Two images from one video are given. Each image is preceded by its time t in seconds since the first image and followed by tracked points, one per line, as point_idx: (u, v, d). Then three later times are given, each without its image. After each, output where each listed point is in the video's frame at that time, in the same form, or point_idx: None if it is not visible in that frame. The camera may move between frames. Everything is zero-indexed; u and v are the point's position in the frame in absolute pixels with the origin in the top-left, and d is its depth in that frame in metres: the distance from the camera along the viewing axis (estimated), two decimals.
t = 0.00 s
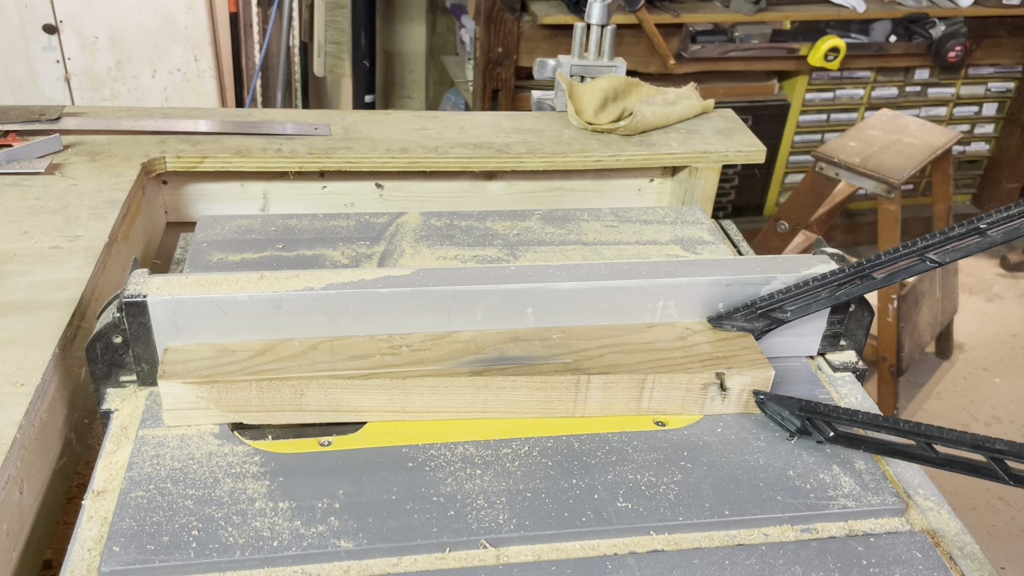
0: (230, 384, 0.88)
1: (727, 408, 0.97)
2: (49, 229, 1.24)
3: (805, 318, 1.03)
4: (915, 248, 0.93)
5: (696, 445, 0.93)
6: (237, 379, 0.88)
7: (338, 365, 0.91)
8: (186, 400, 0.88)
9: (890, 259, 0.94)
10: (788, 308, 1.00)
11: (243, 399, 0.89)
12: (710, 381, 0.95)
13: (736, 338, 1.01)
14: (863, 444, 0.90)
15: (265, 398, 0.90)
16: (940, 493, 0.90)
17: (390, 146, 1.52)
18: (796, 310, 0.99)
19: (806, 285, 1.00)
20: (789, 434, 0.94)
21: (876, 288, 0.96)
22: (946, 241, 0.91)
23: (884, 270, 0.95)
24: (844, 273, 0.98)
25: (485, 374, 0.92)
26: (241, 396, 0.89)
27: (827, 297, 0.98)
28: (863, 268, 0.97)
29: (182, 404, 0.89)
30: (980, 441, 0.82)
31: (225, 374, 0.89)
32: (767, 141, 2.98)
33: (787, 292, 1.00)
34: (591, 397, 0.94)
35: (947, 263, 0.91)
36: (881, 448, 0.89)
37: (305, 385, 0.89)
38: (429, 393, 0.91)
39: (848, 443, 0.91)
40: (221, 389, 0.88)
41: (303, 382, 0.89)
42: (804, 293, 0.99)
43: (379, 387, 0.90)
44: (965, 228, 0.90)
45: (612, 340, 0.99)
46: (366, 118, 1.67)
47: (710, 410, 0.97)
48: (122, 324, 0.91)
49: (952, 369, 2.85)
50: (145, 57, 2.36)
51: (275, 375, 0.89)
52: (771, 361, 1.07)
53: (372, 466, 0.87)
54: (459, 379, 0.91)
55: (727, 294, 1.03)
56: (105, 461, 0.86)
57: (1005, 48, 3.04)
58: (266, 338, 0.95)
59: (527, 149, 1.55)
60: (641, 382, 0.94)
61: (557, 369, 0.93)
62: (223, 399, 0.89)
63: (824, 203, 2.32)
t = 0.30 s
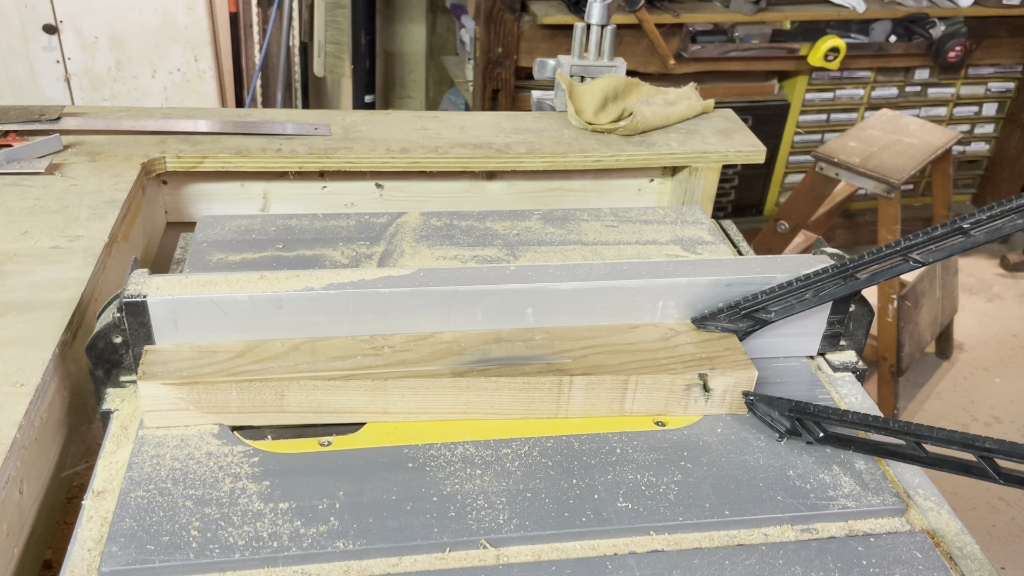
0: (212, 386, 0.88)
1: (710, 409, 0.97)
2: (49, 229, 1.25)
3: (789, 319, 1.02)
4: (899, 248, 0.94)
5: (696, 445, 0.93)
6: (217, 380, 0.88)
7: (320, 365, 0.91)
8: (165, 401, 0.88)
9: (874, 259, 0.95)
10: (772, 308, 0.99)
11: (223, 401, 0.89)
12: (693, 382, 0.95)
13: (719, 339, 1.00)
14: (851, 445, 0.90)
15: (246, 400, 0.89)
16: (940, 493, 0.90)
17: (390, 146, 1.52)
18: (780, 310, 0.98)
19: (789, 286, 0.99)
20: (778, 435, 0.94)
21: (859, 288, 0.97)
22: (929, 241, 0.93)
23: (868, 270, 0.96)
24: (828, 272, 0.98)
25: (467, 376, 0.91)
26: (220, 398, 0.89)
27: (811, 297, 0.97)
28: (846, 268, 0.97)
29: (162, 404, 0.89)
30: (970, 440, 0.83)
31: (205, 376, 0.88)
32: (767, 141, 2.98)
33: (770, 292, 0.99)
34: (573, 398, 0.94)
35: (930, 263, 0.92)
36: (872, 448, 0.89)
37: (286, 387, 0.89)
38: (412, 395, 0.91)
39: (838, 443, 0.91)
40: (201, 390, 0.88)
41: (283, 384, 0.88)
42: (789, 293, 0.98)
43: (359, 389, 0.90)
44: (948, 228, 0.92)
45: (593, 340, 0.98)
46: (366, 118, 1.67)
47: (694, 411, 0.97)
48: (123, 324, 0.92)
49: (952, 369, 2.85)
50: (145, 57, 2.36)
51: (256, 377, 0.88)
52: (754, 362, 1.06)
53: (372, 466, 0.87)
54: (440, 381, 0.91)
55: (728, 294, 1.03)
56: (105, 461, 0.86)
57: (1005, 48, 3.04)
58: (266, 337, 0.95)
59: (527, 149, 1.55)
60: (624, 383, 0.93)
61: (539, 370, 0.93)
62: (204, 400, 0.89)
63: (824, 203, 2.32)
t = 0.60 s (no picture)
0: (193, 386, 0.88)
1: (694, 410, 0.96)
2: (49, 229, 1.24)
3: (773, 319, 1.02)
4: (882, 248, 0.93)
5: (696, 445, 0.93)
6: (197, 381, 0.88)
7: (303, 366, 0.91)
8: (146, 402, 0.88)
9: (857, 260, 0.94)
10: (756, 309, 0.98)
11: (203, 402, 0.88)
12: (676, 383, 0.94)
13: (703, 339, 1.00)
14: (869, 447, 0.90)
15: (227, 401, 0.89)
16: (940, 493, 0.90)
17: (390, 146, 1.52)
18: (764, 310, 0.97)
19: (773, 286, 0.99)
20: (794, 436, 0.94)
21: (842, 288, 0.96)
22: (913, 241, 0.91)
23: (851, 270, 0.95)
24: (811, 273, 0.97)
25: (449, 376, 0.91)
26: (199, 399, 0.88)
27: (794, 297, 0.96)
28: (829, 268, 0.96)
29: (143, 407, 0.88)
30: (992, 444, 0.81)
31: (185, 377, 0.88)
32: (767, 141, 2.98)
33: (754, 293, 0.99)
34: (556, 399, 0.93)
35: (914, 263, 0.91)
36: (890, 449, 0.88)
37: (265, 388, 0.88)
38: (393, 395, 0.91)
39: (855, 445, 0.90)
40: (182, 391, 0.88)
41: (263, 385, 0.88)
42: (772, 294, 0.98)
43: (340, 390, 0.89)
44: (932, 228, 0.90)
45: (589, 340, 0.98)
46: (366, 118, 1.67)
47: (676, 412, 0.96)
48: (122, 323, 0.93)
49: (952, 369, 2.85)
50: (145, 57, 2.36)
51: (238, 377, 0.89)
52: (739, 361, 1.06)
53: (372, 466, 0.87)
54: (420, 381, 0.91)
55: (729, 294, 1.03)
56: (105, 461, 0.86)
57: (1005, 48, 3.04)
58: (266, 337, 0.95)
59: (527, 149, 1.55)
60: (606, 383, 0.93)
61: (522, 370, 0.93)
62: (185, 401, 0.89)
63: (824, 202, 2.32)
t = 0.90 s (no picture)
0: (172, 387, 0.87)
1: (677, 411, 0.96)
2: (49, 229, 1.25)
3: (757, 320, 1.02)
4: (865, 248, 0.96)
5: (695, 445, 0.93)
6: (179, 382, 0.88)
7: (284, 368, 0.90)
8: (126, 403, 0.87)
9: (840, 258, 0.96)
10: (739, 310, 0.98)
11: (184, 402, 0.88)
12: (658, 385, 0.94)
13: (687, 340, 0.99)
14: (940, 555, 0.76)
15: (207, 402, 0.89)
16: (941, 493, 0.90)
17: (390, 146, 1.52)
18: (748, 310, 0.97)
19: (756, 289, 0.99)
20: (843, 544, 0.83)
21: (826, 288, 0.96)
22: (896, 239, 0.94)
23: (834, 270, 0.96)
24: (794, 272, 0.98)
25: (430, 377, 0.91)
26: (182, 399, 0.88)
27: (778, 295, 0.97)
28: (812, 268, 0.97)
29: (121, 407, 0.88)
30: None
31: (167, 377, 0.88)
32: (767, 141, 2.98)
33: (737, 294, 0.99)
34: (539, 400, 0.93)
35: (897, 260, 0.93)
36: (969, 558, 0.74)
37: (246, 389, 0.88)
38: (376, 397, 0.90)
39: (919, 551, 0.77)
40: (161, 392, 0.87)
41: (245, 386, 0.88)
42: (756, 294, 0.98)
43: (321, 391, 0.89)
44: (915, 225, 0.94)
45: (589, 340, 0.98)
46: (366, 118, 1.67)
47: (660, 412, 0.96)
48: (123, 324, 0.93)
49: (952, 369, 2.85)
50: (145, 57, 2.36)
51: (217, 378, 0.88)
52: (731, 362, 1.07)
53: (372, 466, 0.87)
54: (402, 383, 0.90)
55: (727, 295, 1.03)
56: (105, 461, 0.86)
57: (1005, 48, 3.04)
58: (267, 337, 0.95)
59: (527, 149, 1.55)
60: (589, 386, 0.92)
61: (504, 371, 0.92)
62: (164, 402, 0.88)
63: (824, 203, 2.32)
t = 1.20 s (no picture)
0: (147, 388, 0.87)
1: (656, 413, 0.95)
2: (49, 229, 1.25)
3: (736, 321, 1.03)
4: (844, 248, 0.95)
5: (696, 445, 0.93)
6: (155, 382, 0.88)
7: (260, 369, 0.90)
8: (99, 404, 0.87)
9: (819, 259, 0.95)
10: (719, 311, 0.98)
11: (157, 404, 0.88)
12: (636, 386, 0.93)
13: (667, 342, 0.99)
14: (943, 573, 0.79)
15: (181, 403, 0.89)
16: (940, 493, 0.90)
17: (390, 146, 1.52)
18: (727, 312, 0.97)
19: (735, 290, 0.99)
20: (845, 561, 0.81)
21: (805, 289, 0.96)
22: (875, 240, 0.94)
23: (813, 270, 0.96)
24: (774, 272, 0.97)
25: (407, 379, 0.90)
26: (155, 402, 0.88)
27: (757, 297, 0.96)
28: (792, 268, 0.97)
29: (96, 408, 0.87)
30: None
31: (140, 379, 0.88)
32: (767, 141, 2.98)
33: (716, 295, 0.99)
34: (516, 401, 0.93)
35: (876, 261, 0.93)
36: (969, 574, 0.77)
37: (222, 391, 0.88)
38: (351, 398, 0.90)
39: (923, 570, 0.79)
40: (135, 393, 0.87)
41: (218, 388, 0.88)
42: (736, 295, 0.98)
43: (297, 393, 0.89)
44: (894, 226, 0.93)
45: (589, 341, 0.98)
46: (366, 118, 1.67)
47: (639, 414, 0.95)
48: (122, 323, 0.93)
49: (952, 369, 2.85)
50: (145, 57, 2.36)
51: (193, 380, 0.88)
52: (724, 362, 1.07)
53: (372, 466, 0.87)
54: (379, 384, 0.90)
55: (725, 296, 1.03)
56: (105, 461, 0.86)
57: (1005, 48, 3.04)
58: (267, 337, 0.95)
59: (527, 149, 1.55)
60: (567, 386, 0.92)
61: (482, 373, 0.92)
62: (138, 403, 0.88)
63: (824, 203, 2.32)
